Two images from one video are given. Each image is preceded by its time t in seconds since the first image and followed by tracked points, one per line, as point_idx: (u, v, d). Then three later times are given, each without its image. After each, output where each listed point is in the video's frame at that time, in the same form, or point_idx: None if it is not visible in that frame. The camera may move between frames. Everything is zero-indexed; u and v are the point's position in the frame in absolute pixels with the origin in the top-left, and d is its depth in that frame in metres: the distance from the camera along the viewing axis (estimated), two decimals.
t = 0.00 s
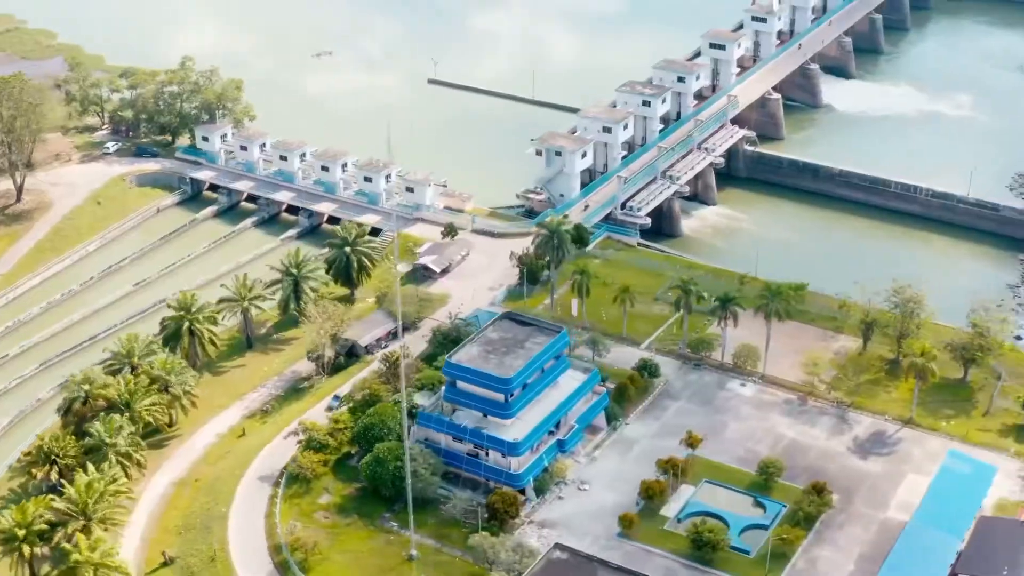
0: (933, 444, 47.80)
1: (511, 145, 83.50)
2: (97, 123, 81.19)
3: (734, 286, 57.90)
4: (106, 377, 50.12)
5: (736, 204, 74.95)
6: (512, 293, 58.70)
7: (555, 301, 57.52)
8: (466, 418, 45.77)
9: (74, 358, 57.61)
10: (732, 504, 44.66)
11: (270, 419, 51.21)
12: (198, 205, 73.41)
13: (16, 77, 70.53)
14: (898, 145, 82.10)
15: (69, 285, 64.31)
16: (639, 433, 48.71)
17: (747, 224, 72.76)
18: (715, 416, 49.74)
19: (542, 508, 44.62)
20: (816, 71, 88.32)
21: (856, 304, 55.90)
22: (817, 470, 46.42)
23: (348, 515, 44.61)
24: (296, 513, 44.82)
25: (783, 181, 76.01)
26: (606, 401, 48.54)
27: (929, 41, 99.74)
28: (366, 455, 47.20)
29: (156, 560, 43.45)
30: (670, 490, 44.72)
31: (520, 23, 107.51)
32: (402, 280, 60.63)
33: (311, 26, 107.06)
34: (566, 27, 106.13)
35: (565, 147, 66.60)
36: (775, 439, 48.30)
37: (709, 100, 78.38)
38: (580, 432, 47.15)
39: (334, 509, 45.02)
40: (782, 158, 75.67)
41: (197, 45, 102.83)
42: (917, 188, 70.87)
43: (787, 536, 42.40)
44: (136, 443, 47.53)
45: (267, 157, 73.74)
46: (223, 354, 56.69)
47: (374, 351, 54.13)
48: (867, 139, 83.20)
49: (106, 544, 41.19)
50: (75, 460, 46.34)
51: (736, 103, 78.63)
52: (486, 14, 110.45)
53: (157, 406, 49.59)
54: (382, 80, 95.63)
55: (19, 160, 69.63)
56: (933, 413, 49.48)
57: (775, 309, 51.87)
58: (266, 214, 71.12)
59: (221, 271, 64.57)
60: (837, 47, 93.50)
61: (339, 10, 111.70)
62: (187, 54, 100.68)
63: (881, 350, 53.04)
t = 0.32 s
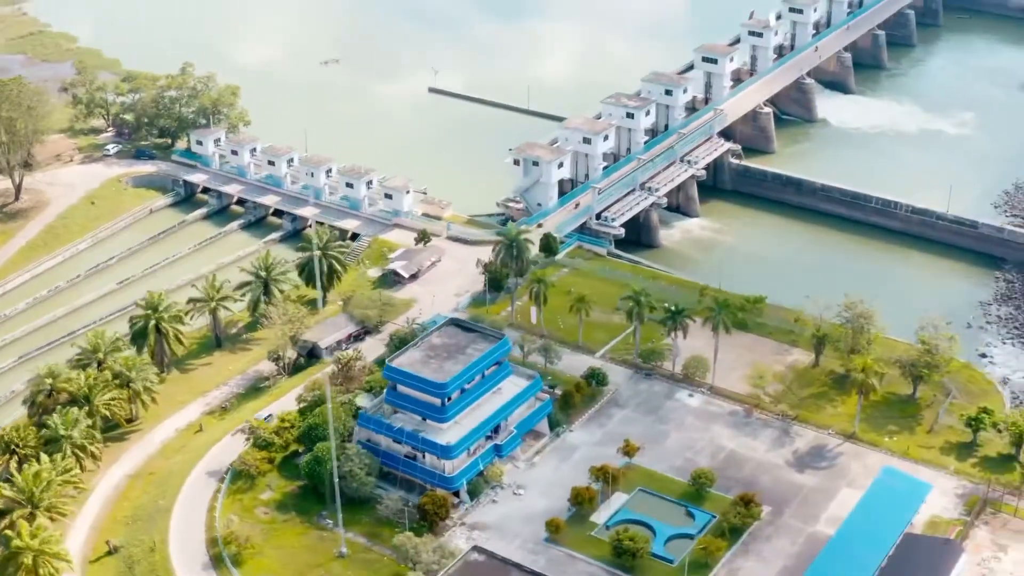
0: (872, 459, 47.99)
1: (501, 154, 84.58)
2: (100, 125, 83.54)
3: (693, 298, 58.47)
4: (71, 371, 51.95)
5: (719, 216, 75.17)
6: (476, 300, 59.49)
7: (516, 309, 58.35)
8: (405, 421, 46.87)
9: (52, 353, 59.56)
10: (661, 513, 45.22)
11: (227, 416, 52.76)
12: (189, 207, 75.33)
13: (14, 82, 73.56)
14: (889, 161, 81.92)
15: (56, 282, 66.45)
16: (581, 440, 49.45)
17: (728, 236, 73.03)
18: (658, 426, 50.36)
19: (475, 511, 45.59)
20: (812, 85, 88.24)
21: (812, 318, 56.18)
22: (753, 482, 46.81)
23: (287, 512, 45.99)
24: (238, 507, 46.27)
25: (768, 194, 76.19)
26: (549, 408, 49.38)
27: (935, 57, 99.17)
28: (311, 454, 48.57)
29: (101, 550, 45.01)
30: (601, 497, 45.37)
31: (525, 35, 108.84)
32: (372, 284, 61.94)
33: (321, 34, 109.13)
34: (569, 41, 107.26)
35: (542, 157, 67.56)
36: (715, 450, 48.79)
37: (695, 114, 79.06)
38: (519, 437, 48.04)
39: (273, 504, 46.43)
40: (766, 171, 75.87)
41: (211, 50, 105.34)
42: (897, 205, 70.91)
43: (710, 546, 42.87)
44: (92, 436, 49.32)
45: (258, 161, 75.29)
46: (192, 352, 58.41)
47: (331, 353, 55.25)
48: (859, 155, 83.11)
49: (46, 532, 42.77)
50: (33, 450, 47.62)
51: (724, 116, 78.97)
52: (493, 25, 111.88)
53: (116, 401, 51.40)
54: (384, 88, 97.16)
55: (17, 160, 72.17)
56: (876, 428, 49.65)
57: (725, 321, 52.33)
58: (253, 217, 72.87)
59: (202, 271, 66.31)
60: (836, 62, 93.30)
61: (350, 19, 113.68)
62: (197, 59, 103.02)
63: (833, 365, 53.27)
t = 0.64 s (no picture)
0: (811, 471, 48.22)
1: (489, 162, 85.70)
2: (102, 127, 85.81)
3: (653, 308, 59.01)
4: (40, 366, 53.85)
5: (700, 226, 75.74)
6: (441, 305, 60.49)
7: (479, 315, 59.18)
8: (348, 421, 48.00)
9: (31, 348, 61.62)
10: (593, 518, 45.81)
11: (188, 413, 54.35)
12: (181, 209, 77.24)
13: (9, 85, 75.89)
14: (878, 174, 81.83)
15: (44, 279, 68.56)
16: (524, 444, 50.28)
17: (706, 246, 73.61)
18: (604, 433, 50.98)
19: (412, 511, 46.60)
20: (805, 99, 88.14)
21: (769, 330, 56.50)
22: (689, 490, 47.28)
23: (230, 506, 47.43)
24: (184, 501, 47.82)
25: (750, 206, 76.72)
26: (494, 412, 50.25)
27: (937, 72, 98.63)
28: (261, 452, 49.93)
29: (52, 537, 46.34)
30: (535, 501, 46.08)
31: (527, 45, 110.00)
32: (344, 288, 63.22)
33: (329, 42, 111.07)
34: (571, 51, 108.31)
35: (517, 166, 68.45)
36: (656, 458, 49.31)
37: (680, 127, 79.60)
38: (461, 440, 48.99)
39: (219, 499, 47.90)
40: (749, 183, 76.37)
41: (222, 56, 107.70)
42: (875, 218, 71.20)
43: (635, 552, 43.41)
44: (53, 428, 51.08)
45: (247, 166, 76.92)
46: (163, 350, 60.20)
47: (292, 353, 56.32)
48: (847, 169, 83.11)
49: None
50: None
51: (709, 129, 79.46)
52: (498, 33, 113.06)
53: (80, 395, 53.27)
54: (384, 96, 98.67)
55: (14, 161, 74.56)
56: (820, 440, 49.88)
57: (675, 331, 52.90)
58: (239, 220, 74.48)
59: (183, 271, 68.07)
60: (833, 76, 93.21)
61: (358, 27, 115.60)
62: (206, 65, 105.37)
63: (783, 376, 53.56)
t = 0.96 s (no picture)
0: (746, 481, 48.58)
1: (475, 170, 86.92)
2: (104, 129, 88.21)
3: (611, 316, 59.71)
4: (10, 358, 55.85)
5: (678, 236, 76.30)
6: (405, 308, 61.61)
7: (440, 319, 60.21)
8: (292, 419, 49.32)
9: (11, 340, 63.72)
10: (524, 521, 46.61)
11: (150, 407, 55.99)
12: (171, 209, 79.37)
13: (9, 86, 78.38)
14: (863, 187, 81.77)
15: (32, 275, 70.75)
16: (467, 446, 51.18)
17: (682, 255, 74.30)
18: (547, 437, 51.72)
19: (349, 508, 47.76)
20: (796, 111, 88.32)
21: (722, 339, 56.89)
22: (622, 496, 47.89)
23: (176, 498, 48.94)
24: (133, 491, 49.39)
25: (730, 217, 77.24)
26: (438, 413, 51.27)
27: (936, 86, 98.12)
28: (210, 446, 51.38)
29: (5, 523, 48.09)
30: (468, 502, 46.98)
31: (530, 53, 110.97)
32: (315, 289, 64.46)
33: (335, 48, 112.93)
34: (573, 60, 109.12)
35: (492, 173, 69.35)
36: (595, 463, 49.96)
37: (663, 137, 80.10)
38: (402, 440, 50.06)
39: (166, 491, 49.42)
40: (729, 194, 76.87)
41: (231, 61, 110.08)
42: (850, 231, 71.47)
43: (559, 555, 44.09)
44: (16, 418, 52.86)
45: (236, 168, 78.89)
46: (135, 347, 61.94)
47: (254, 351, 57.73)
48: (833, 182, 83.12)
49: None
50: None
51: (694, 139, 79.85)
52: (502, 42, 114.27)
53: (45, 387, 55.10)
54: (382, 104, 100.41)
55: (12, 160, 77.02)
56: (759, 450, 50.24)
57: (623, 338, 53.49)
58: (225, 221, 76.08)
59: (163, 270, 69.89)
60: (827, 88, 93.25)
61: (366, 32, 117.40)
62: (215, 70, 107.77)
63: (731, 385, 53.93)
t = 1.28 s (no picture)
0: (679, 488, 49.02)
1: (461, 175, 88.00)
2: (106, 128, 90.37)
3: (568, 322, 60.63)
4: None
5: (655, 245, 77.11)
6: (370, 309, 62.86)
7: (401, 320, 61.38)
8: (238, 413, 50.75)
9: None
10: (455, 520, 47.52)
11: (115, 396, 57.55)
12: (163, 207, 81.09)
13: (10, 86, 80.76)
14: (846, 201, 82.00)
15: (22, 268, 72.81)
16: (411, 445, 52.23)
17: (657, 263, 75.06)
18: (489, 439, 52.63)
19: (289, 502, 49.04)
20: (785, 123, 88.69)
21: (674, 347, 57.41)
22: (554, 498, 48.60)
23: (125, 486, 50.54)
24: (86, 478, 51.05)
25: (709, 226, 77.88)
26: (383, 413, 52.45)
27: (932, 103, 97.84)
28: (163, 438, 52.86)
29: None
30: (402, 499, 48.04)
31: (533, 60, 112.06)
32: (287, 288, 65.89)
33: (344, 52, 114.74)
34: (573, 67, 109.85)
35: (467, 179, 70.37)
36: (532, 465, 50.78)
37: (646, 146, 80.96)
38: (345, 437, 51.29)
39: (117, 479, 51.08)
40: (707, 204, 77.47)
41: (240, 65, 112.24)
42: (823, 243, 71.87)
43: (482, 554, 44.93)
44: None
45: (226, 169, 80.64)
46: (109, 339, 63.60)
47: (218, 346, 59.51)
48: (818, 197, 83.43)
49: None
50: None
51: (675, 149, 80.64)
52: (505, 49, 115.36)
53: (14, 375, 56.87)
54: (381, 109, 101.91)
55: (12, 157, 79.33)
56: (695, 458, 50.75)
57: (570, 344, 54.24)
58: (211, 220, 77.88)
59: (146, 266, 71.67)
60: (820, 101, 93.42)
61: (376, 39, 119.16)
62: (224, 74, 109.91)
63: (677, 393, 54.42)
